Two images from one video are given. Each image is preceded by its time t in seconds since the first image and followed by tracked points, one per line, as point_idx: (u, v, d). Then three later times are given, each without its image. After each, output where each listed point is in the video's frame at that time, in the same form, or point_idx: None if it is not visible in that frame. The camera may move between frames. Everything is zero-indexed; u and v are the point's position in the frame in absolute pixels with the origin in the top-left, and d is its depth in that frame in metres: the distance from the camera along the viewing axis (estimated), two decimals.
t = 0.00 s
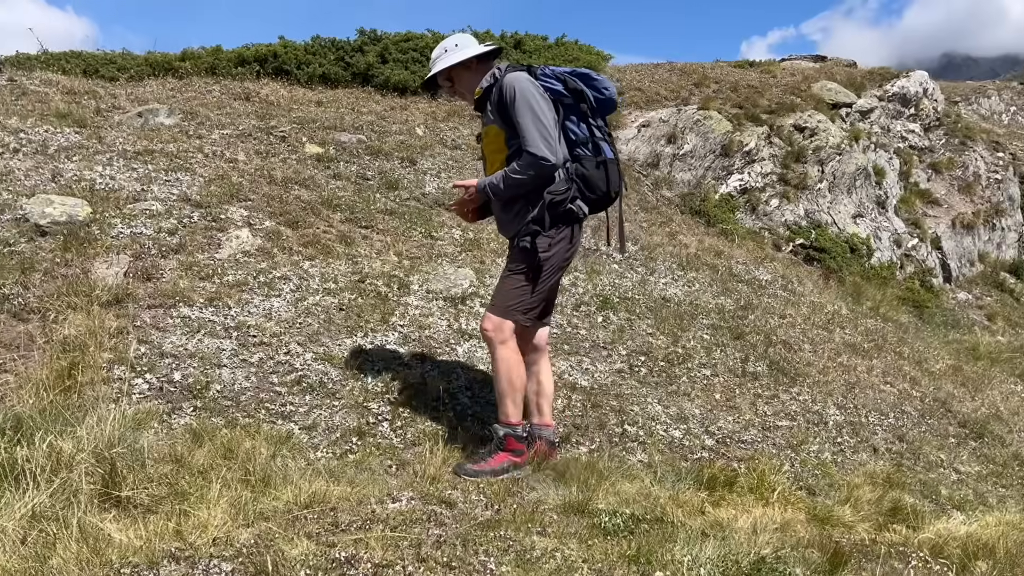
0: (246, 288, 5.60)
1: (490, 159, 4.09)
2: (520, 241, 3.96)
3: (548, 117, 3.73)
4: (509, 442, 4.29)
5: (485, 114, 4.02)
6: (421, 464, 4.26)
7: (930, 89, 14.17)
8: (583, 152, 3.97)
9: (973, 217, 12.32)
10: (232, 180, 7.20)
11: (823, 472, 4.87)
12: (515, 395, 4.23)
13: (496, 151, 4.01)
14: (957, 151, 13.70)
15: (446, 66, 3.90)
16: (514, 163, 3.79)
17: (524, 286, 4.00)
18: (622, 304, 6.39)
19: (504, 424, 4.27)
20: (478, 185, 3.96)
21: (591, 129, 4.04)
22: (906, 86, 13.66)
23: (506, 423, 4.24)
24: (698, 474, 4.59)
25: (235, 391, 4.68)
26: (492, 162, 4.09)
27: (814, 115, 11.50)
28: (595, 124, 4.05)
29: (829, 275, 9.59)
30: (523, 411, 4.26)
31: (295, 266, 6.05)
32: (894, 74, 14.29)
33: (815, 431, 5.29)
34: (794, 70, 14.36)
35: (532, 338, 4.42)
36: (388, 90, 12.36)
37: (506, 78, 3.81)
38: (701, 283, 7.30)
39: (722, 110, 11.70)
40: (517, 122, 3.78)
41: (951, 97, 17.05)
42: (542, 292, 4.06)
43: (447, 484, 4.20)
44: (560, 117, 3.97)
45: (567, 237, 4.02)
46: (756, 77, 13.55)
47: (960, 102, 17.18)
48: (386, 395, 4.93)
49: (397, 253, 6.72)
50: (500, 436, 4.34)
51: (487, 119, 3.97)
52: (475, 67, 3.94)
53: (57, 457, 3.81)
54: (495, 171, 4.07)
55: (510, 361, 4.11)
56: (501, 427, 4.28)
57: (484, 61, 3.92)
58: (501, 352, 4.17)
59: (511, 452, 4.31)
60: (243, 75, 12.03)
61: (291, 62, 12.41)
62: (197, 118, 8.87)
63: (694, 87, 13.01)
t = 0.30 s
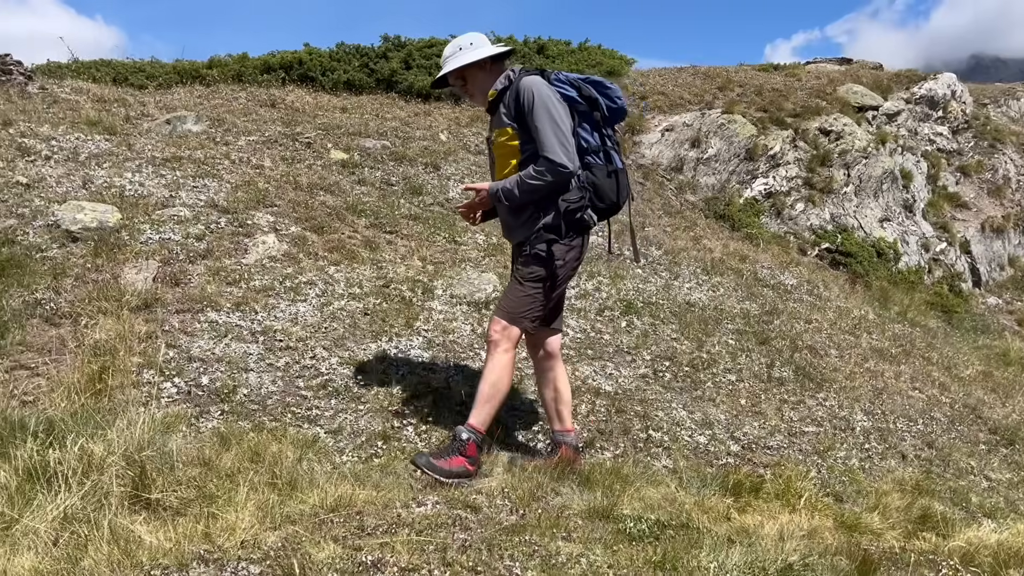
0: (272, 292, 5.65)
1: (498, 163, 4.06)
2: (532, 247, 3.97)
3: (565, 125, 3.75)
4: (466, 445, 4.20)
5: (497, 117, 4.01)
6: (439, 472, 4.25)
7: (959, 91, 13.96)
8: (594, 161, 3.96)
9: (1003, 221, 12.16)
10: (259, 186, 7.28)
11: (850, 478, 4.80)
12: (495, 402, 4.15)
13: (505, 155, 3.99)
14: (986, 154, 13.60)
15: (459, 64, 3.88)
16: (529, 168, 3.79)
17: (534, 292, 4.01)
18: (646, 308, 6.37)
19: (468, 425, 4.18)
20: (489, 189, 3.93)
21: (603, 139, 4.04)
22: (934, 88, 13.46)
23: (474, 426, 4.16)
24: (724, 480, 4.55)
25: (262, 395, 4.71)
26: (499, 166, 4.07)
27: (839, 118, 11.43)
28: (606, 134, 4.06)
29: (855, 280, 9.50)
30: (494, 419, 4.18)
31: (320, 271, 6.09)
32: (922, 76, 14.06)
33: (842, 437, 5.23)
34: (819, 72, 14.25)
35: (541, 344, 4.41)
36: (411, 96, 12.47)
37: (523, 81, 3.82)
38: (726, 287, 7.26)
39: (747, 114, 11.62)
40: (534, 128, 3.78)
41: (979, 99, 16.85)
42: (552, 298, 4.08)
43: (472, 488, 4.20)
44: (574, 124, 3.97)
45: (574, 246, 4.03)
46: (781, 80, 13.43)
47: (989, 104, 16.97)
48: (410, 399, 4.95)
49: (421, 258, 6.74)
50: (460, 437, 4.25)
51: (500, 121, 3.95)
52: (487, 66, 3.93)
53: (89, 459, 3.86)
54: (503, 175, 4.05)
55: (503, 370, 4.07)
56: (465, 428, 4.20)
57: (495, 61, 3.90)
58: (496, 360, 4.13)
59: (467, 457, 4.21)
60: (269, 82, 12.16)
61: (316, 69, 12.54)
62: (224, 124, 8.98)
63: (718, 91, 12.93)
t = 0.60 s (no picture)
0: (300, 297, 5.69)
1: (497, 171, 3.92)
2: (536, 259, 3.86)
3: (576, 136, 3.67)
4: (486, 466, 4.10)
5: (499, 123, 3.89)
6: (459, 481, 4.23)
7: (990, 93, 13.76)
8: (597, 171, 3.93)
9: None
10: (287, 192, 7.35)
11: (881, 486, 4.73)
12: (507, 419, 4.05)
13: (506, 164, 3.86)
14: (1019, 157, 13.46)
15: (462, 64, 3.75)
16: (538, 180, 3.66)
17: (538, 305, 3.91)
18: (672, 313, 6.33)
19: (483, 446, 4.07)
20: (493, 200, 3.78)
21: (603, 148, 4.00)
22: (965, 90, 13.28)
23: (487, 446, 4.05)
24: (752, 486, 4.51)
25: (290, 399, 4.75)
26: (498, 174, 3.93)
27: (867, 122, 11.35)
28: (606, 143, 4.01)
29: (884, 284, 9.40)
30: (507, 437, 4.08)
31: (347, 276, 6.13)
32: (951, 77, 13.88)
33: (872, 444, 5.17)
34: (845, 74, 14.12)
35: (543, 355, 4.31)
36: (436, 101, 12.54)
37: (531, 89, 3.71)
38: (753, 292, 7.21)
39: (774, 117, 11.52)
40: (544, 139, 3.66)
41: (1010, 100, 16.62)
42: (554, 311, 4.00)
43: (499, 492, 4.18)
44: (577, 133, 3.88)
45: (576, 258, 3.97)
46: (807, 83, 13.33)
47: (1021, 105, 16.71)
48: (436, 403, 4.97)
49: (446, 263, 6.76)
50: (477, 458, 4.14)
51: (505, 128, 3.82)
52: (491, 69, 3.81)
53: (121, 462, 3.90)
54: (504, 184, 3.91)
55: (510, 388, 3.98)
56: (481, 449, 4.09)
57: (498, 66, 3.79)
58: (503, 379, 4.01)
59: (489, 477, 4.14)
60: (296, 88, 12.29)
61: (342, 75, 12.65)
62: (252, 131, 9.08)
63: (743, 94, 12.85)
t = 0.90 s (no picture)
0: (328, 301, 5.73)
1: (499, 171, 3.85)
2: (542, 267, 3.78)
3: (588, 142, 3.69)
4: (508, 473, 4.10)
5: (503, 122, 3.81)
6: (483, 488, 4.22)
7: None
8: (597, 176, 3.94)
9: None
10: (315, 197, 7.41)
11: (913, 493, 4.66)
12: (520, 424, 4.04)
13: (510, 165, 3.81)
14: None
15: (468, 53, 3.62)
16: (553, 186, 3.66)
17: (539, 315, 3.83)
18: (700, 318, 6.29)
19: (502, 455, 4.07)
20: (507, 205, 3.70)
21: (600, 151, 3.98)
22: (998, 92, 13.12)
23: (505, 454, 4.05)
24: (782, 493, 4.46)
25: (319, 403, 4.78)
26: (498, 174, 3.85)
27: (897, 125, 11.22)
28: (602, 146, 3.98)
29: (916, 289, 9.30)
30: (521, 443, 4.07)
31: (375, 280, 6.17)
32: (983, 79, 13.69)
33: (904, 451, 5.09)
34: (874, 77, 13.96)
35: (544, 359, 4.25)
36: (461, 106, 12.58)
37: (543, 90, 3.68)
38: (782, 296, 7.15)
39: (803, 121, 11.41)
40: (559, 144, 3.66)
41: None
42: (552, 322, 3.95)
43: (526, 497, 4.16)
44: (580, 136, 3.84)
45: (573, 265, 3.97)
46: (836, 86, 13.19)
47: None
48: (464, 407, 4.98)
49: (473, 267, 6.76)
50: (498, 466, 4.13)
51: (513, 130, 3.75)
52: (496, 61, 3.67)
53: (154, 464, 3.95)
54: (505, 186, 3.84)
55: (521, 395, 3.91)
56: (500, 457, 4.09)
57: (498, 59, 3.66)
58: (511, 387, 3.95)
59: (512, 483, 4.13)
60: (324, 94, 12.40)
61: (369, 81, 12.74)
62: (281, 136, 9.17)
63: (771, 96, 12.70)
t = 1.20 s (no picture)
0: (357, 306, 5.77)
1: (514, 165, 3.80)
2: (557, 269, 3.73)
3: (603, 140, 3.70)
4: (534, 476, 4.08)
5: (520, 116, 3.77)
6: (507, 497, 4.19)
7: None
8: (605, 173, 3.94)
9: None
10: (344, 203, 7.46)
11: (948, 501, 4.58)
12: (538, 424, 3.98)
13: (526, 160, 3.77)
14: None
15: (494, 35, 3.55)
16: (570, 183, 3.63)
17: (558, 323, 3.76)
18: (729, 323, 6.25)
19: (527, 459, 4.02)
20: (525, 201, 3.62)
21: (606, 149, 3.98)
22: None
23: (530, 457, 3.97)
24: (814, 500, 4.41)
25: (348, 407, 4.80)
26: (513, 169, 3.81)
27: (930, 127, 11.11)
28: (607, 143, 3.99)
29: (949, 293, 9.19)
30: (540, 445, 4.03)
31: (403, 285, 6.20)
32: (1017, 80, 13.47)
33: (938, 458, 5.01)
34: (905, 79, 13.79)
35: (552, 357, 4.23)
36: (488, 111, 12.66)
37: (563, 86, 3.65)
38: (812, 301, 7.08)
39: (833, 123, 11.27)
40: (577, 142, 3.64)
41: None
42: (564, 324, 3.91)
43: (555, 503, 4.14)
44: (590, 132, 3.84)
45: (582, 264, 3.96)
46: (867, 88, 13.03)
47: None
48: (492, 411, 4.99)
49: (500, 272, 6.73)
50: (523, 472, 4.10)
51: (532, 126, 3.71)
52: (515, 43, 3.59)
53: (187, 466, 3.99)
54: (519, 181, 3.79)
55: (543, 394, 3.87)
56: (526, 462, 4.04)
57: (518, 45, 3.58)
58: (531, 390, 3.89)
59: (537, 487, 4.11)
60: (352, 100, 12.50)
61: (397, 86, 12.82)
62: (310, 142, 9.26)
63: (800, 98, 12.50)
